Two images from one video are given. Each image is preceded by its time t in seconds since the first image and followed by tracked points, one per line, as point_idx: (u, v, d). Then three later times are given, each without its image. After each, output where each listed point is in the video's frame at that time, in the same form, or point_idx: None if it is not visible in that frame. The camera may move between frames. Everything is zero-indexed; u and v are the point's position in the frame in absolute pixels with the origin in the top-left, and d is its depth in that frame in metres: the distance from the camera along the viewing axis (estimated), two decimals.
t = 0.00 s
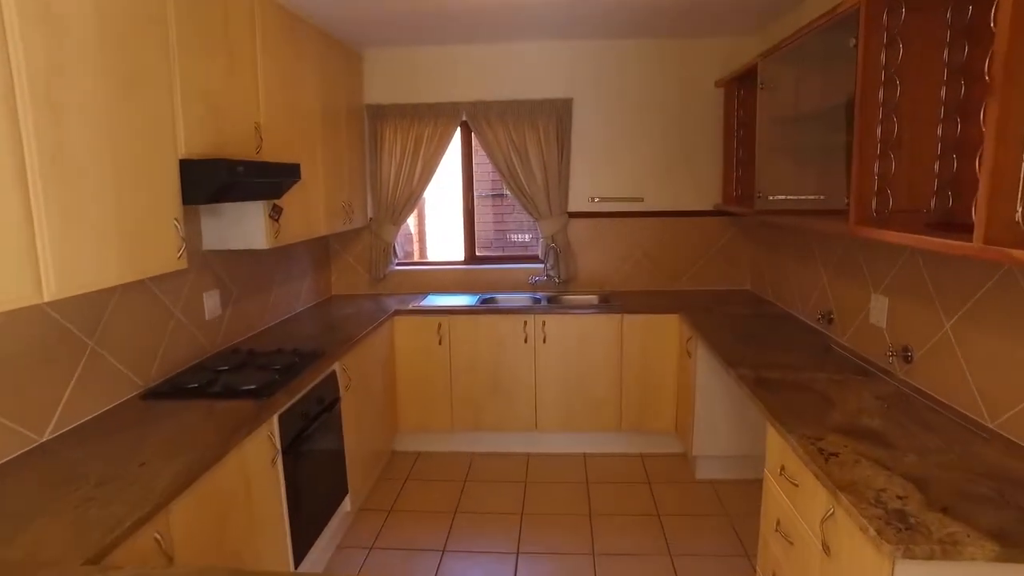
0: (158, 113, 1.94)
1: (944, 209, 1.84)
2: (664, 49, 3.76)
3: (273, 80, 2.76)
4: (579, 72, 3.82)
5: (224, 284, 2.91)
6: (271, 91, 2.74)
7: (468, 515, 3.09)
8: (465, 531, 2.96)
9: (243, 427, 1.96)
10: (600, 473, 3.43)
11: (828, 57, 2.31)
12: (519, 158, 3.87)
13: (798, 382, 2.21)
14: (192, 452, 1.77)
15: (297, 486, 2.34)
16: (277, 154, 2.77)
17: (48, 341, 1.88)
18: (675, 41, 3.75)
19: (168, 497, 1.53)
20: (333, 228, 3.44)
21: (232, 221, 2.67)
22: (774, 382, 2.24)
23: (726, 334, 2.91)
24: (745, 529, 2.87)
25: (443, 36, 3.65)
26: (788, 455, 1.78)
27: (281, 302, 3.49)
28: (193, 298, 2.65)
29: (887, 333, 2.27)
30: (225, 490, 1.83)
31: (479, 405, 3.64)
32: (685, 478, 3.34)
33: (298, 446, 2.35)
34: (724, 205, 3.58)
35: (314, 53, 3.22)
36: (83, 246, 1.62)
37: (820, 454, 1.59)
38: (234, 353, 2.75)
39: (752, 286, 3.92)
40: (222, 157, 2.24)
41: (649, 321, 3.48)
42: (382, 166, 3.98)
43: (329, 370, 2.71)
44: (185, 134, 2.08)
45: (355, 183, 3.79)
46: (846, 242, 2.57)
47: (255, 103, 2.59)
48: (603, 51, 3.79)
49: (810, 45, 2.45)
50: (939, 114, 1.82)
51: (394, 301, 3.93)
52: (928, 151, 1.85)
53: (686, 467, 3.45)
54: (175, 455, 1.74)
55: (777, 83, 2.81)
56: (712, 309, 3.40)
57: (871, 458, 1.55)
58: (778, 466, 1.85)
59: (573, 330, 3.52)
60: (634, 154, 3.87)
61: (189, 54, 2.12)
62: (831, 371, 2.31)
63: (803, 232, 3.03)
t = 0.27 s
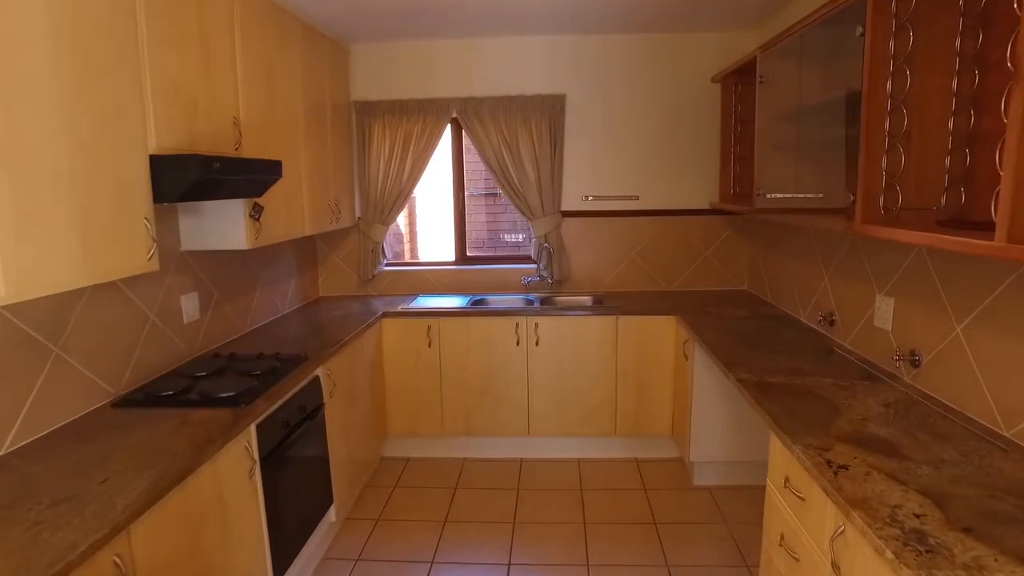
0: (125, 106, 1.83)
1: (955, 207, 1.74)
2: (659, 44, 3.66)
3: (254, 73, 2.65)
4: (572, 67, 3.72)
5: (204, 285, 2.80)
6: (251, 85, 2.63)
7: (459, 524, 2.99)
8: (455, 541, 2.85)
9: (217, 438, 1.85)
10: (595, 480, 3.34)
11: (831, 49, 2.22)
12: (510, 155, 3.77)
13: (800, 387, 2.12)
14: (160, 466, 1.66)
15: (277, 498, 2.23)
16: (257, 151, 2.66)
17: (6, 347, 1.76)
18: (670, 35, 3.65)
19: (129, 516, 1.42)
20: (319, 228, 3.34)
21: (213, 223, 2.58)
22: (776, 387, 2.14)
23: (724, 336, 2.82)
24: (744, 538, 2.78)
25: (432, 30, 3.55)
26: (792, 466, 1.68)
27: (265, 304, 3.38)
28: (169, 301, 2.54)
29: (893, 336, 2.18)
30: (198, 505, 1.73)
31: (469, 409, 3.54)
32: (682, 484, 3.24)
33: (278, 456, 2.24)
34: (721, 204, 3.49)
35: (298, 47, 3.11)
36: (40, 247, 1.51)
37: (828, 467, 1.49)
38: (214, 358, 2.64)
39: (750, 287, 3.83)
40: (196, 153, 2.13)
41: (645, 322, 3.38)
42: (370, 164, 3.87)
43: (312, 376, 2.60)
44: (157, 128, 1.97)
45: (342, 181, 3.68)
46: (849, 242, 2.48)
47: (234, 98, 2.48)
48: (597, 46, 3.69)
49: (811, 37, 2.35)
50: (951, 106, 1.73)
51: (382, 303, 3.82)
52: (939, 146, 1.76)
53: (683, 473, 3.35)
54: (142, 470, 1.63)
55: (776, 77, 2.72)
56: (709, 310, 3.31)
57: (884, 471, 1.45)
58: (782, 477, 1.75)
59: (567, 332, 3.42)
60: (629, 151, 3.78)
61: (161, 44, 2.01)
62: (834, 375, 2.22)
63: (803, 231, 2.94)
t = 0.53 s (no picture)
0: (86, 95, 1.71)
1: (964, 201, 1.65)
2: (652, 37, 3.57)
3: (232, 64, 2.55)
4: (563, 61, 3.62)
5: (180, 286, 2.69)
6: (229, 77, 2.52)
7: (447, 532, 2.89)
8: (443, 551, 2.75)
9: (185, 448, 1.74)
10: (587, 485, 3.24)
11: (831, 38, 2.14)
12: (500, 152, 3.67)
13: (801, 390, 2.02)
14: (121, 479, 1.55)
15: (253, 509, 2.12)
16: (235, 146, 2.55)
17: None
18: (663, 28, 3.56)
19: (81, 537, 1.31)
20: (302, 226, 3.23)
21: (188, 220, 2.46)
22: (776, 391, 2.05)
23: (720, 337, 2.73)
24: (742, 545, 2.69)
25: (419, 23, 3.44)
26: (794, 475, 1.59)
27: (246, 305, 3.27)
28: (142, 302, 2.43)
29: (896, 337, 2.09)
30: (161, 520, 1.62)
31: (458, 413, 3.44)
32: (677, 489, 3.15)
33: (253, 465, 2.13)
34: (716, 202, 3.40)
35: (279, 38, 3.00)
36: None
37: (834, 478, 1.40)
38: (189, 361, 2.53)
39: (745, 286, 3.74)
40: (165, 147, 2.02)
41: (638, 323, 3.29)
42: (356, 161, 3.77)
43: (291, 380, 2.49)
44: (122, 119, 1.86)
45: (326, 179, 3.57)
46: (850, 239, 2.40)
47: (209, 90, 2.37)
48: (589, 40, 3.60)
49: (811, 26, 2.27)
50: (960, 94, 1.64)
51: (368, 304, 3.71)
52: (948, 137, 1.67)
53: (678, 478, 3.26)
54: (99, 484, 1.52)
55: (774, 69, 2.63)
56: (704, 310, 3.22)
57: (893, 482, 1.36)
58: (784, 486, 1.66)
59: (558, 333, 3.33)
60: (621, 148, 3.68)
61: (126, 31, 1.89)
62: (836, 378, 2.13)
63: (800, 229, 2.85)
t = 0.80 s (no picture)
0: (37, 81, 1.59)
1: (975, 195, 1.56)
2: (645, 30, 3.47)
3: (205, 54, 2.43)
4: (553, 54, 3.52)
5: (152, 286, 2.57)
6: (202, 68, 2.41)
7: (433, 542, 2.78)
8: (428, 561, 2.64)
9: (146, 460, 1.63)
10: (579, 491, 3.14)
11: (832, 26, 2.04)
12: (488, 148, 3.57)
13: (801, 395, 1.93)
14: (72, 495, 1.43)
15: (224, 522, 2.01)
16: (209, 140, 2.44)
17: None
18: (656, 20, 3.46)
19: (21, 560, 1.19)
20: (282, 224, 3.11)
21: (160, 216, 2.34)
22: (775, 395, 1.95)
23: (716, 338, 2.63)
24: (738, 554, 2.59)
25: (404, 14, 3.33)
26: (796, 487, 1.49)
27: (225, 306, 3.15)
28: (109, 303, 2.30)
29: (900, 338, 1.99)
30: (117, 539, 1.51)
31: (446, 417, 3.33)
32: (670, 495, 3.06)
33: (224, 476, 2.01)
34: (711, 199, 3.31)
35: (257, 29, 2.88)
36: None
37: (840, 491, 1.30)
38: (160, 365, 2.41)
39: (741, 286, 3.65)
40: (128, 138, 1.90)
41: (631, 324, 3.19)
42: (340, 157, 3.65)
43: (268, 385, 2.37)
44: (79, 109, 1.74)
45: (309, 175, 3.46)
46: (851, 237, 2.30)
47: (180, 80, 2.25)
48: (579, 33, 3.49)
49: (810, 14, 2.17)
50: (970, 82, 1.54)
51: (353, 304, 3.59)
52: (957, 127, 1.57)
53: (672, 483, 3.16)
54: (48, 501, 1.40)
55: (771, 60, 2.53)
56: (699, 310, 3.12)
57: (904, 496, 1.26)
58: (785, 499, 1.56)
59: (548, 334, 3.22)
60: (613, 143, 3.58)
61: (84, 14, 1.78)
62: (837, 382, 2.03)
63: (798, 226, 2.76)
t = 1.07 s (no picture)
0: None
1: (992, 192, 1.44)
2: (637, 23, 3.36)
3: (173, 46, 2.30)
4: (542, 49, 3.40)
5: (120, 289, 2.44)
6: (170, 59, 2.28)
7: (417, 556, 2.66)
8: None
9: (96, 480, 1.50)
10: (570, 501, 3.02)
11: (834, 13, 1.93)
12: (476, 145, 3.45)
13: (803, 405, 1.81)
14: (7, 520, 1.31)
15: (189, 543, 1.88)
16: (178, 135, 2.31)
17: None
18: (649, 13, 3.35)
19: None
20: (261, 224, 2.98)
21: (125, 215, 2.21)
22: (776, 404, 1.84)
23: (712, 343, 2.51)
24: (736, 569, 2.47)
25: (387, 6, 3.21)
26: (800, 509, 1.37)
27: (201, 310, 3.02)
28: (71, 309, 2.18)
29: (907, 345, 1.88)
30: (60, 567, 1.38)
31: (432, 424, 3.21)
32: (665, 505, 2.94)
33: (189, 493, 1.89)
34: (706, 198, 3.19)
35: (231, 20, 2.76)
36: None
37: (849, 517, 1.18)
38: (127, 374, 2.28)
39: (738, 287, 3.54)
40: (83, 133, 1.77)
41: (623, 328, 3.07)
42: (323, 155, 3.52)
43: (240, 395, 2.25)
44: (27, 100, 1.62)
45: (289, 173, 3.33)
46: (853, 237, 2.19)
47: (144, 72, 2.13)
48: (570, 26, 3.38)
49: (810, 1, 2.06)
50: (985, 70, 1.42)
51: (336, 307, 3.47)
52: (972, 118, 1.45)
53: (667, 492, 3.05)
54: None
55: (768, 52, 2.42)
56: (694, 313, 3.00)
57: (920, 523, 1.14)
58: (788, 520, 1.44)
59: (538, 339, 3.10)
60: (605, 140, 3.47)
61: None
62: (841, 390, 1.92)
63: (797, 226, 2.65)
